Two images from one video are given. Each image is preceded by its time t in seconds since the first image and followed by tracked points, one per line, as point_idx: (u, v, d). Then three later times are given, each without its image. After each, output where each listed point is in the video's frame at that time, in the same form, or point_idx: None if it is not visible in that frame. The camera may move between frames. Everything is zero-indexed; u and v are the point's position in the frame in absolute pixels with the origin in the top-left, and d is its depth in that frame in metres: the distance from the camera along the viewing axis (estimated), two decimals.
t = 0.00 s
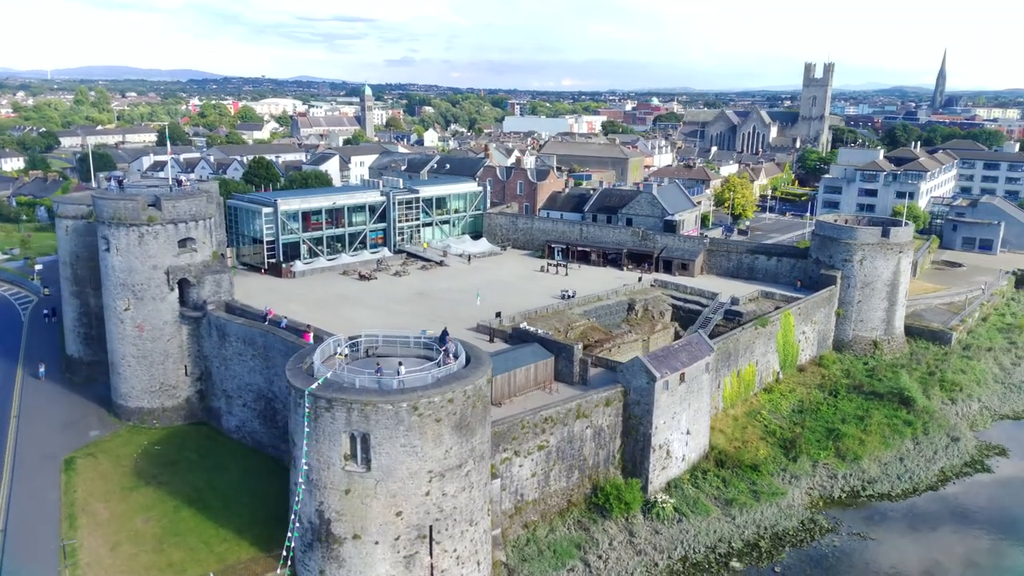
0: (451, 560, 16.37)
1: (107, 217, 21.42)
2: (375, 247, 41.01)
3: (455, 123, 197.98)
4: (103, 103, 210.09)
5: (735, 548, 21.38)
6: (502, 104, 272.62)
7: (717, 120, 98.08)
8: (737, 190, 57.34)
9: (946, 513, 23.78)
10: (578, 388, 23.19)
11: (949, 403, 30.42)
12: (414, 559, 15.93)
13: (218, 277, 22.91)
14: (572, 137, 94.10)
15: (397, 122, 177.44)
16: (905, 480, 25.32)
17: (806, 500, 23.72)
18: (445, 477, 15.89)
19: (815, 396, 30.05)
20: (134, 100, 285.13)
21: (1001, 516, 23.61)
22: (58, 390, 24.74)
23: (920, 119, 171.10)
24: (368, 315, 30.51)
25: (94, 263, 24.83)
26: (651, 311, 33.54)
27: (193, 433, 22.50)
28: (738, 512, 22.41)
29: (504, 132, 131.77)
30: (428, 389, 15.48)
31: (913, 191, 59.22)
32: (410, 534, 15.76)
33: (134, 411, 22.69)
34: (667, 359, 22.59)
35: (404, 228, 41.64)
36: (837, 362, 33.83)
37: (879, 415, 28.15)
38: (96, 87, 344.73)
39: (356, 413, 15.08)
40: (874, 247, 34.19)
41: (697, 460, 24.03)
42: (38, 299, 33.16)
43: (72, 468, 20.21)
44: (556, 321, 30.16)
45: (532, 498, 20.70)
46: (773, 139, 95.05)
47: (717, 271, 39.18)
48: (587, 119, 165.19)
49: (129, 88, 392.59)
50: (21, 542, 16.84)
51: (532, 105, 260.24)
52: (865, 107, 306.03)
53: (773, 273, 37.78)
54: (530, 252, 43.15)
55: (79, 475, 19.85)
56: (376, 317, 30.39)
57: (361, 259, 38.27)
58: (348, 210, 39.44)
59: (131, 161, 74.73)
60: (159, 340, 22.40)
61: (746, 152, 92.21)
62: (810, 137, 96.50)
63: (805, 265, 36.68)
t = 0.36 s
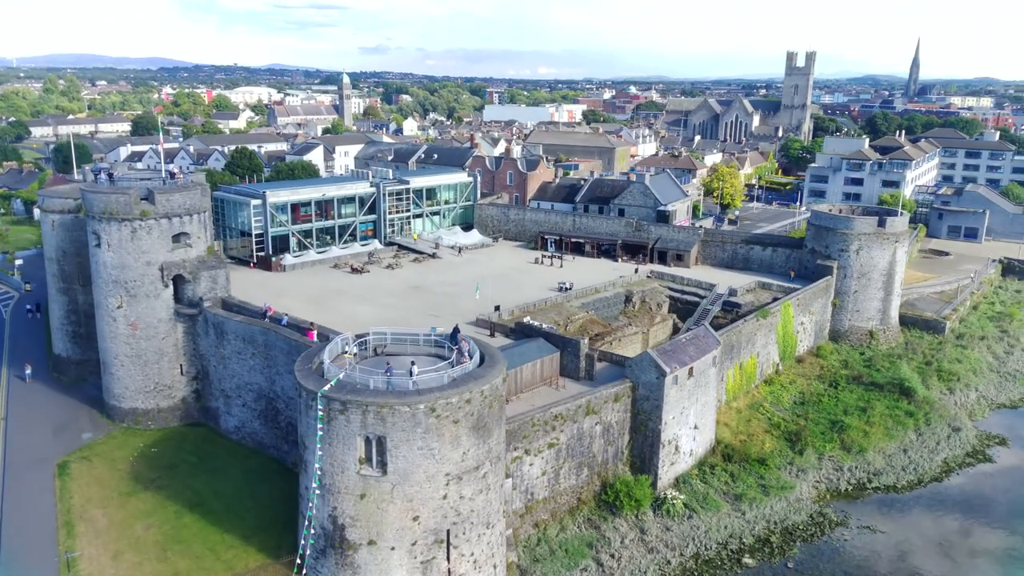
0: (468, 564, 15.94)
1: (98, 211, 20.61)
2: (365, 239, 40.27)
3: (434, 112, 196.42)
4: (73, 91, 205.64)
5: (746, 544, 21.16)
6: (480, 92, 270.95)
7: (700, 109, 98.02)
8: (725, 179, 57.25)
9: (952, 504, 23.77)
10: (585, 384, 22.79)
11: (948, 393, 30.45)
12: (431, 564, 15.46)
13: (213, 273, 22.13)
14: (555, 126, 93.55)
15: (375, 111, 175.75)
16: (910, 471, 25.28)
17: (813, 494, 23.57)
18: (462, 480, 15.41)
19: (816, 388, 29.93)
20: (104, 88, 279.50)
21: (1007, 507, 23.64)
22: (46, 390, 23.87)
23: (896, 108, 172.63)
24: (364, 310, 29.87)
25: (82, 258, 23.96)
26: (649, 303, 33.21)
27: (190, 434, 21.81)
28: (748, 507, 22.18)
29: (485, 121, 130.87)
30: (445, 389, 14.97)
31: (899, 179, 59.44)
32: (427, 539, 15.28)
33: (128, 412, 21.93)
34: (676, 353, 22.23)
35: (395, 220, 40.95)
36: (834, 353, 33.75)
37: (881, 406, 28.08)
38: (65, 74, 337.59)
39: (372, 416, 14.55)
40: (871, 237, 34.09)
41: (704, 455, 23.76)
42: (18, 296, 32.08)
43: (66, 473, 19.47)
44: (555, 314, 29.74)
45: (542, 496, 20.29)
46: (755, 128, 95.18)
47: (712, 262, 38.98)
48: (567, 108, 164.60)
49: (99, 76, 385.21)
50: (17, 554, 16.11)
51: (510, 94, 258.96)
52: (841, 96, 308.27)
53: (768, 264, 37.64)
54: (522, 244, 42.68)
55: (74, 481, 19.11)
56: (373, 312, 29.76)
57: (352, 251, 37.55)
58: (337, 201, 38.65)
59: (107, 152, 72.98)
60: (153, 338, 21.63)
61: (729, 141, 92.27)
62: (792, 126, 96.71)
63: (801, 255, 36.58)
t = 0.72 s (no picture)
0: (489, 570, 15.55)
1: (95, 207, 19.90)
2: (360, 233, 39.63)
3: (419, 102, 194.95)
4: (51, 82, 202.20)
5: (762, 542, 20.92)
6: (464, 83, 269.40)
7: (689, 99, 97.81)
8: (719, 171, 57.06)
9: (964, 498, 23.68)
10: (596, 381, 22.40)
11: (952, 386, 30.38)
12: (452, 571, 15.05)
13: (215, 271, 21.46)
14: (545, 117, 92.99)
15: (360, 102, 174.22)
16: (920, 466, 25.16)
17: (825, 490, 23.38)
18: (484, 484, 14.98)
19: (821, 382, 29.74)
20: (82, 78, 275.12)
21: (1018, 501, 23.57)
22: (40, 391, 23.17)
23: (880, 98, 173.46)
24: (365, 306, 29.30)
25: (77, 256, 23.26)
26: (651, 297, 32.90)
27: (192, 436, 21.22)
28: (762, 505, 21.93)
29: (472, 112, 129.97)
30: (467, 392, 14.52)
31: (891, 170, 59.48)
32: (448, 545, 14.87)
33: (128, 414, 21.31)
34: (689, 349, 21.87)
35: (391, 214, 40.36)
36: (836, 346, 33.60)
37: (887, 400, 27.95)
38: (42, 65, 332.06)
39: (393, 420, 14.08)
40: (873, 229, 33.93)
41: (716, 452, 23.48)
42: (7, 293, 31.22)
43: (67, 479, 18.84)
44: (559, 309, 29.34)
45: (556, 497, 19.92)
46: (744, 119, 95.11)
47: (711, 255, 38.73)
48: (554, 99, 163.88)
49: (76, 67, 379.41)
50: (20, 564, 15.51)
51: (494, 84, 257.66)
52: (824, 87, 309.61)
53: (768, 256, 37.44)
54: (520, 237, 42.24)
55: (75, 487, 18.48)
56: (374, 308, 29.20)
57: (348, 246, 36.95)
58: (333, 194, 37.95)
59: (91, 144, 71.64)
60: (154, 339, 20.99)
61: (719, 132, 92.19)
62: (781, 117, 96.73)
63: (801, 248, 36.42)
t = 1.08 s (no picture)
0: None
1: (97, 204, 19.21)
2: (358, 226, 38.95)
3: (405, 92, 193.55)
4: (29, 71, 198.67)
5: (782, 541, 20.67)
6: (450, 73, 267.63)
7: (679, 90, 97.46)
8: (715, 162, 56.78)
9: (980, 493, 23.53)
10: (612, 378, 21.97)
11: (960, 379, 30.27)
12: None
13: (221, 268, 20.78)
14: (536, 107, 92.35)
15: (345, 92, 172.46)
16: (933, 460, 25.01)
17: (842, 486, 23.17)
18: (512, 489, 14.53)
19: (830, 375, 29.53)
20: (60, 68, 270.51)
21: None
22: (38, 393, 22.46)
23: (866, 88, 174.01)
24: (369, 303, 28.71)
25: (75, 253, 22.53)
26: (657, 291, 32.52)
27: (200, 438, 20.62)
28: (781, 502, 21.67)
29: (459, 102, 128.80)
30: (495, 395, 14.03)
31: (886, 161, 59.42)
32: (476, 552, 14.42)
33: (132, 416, 20.67)
34: (707, 346, 21.49)
35: (388, 207, 39.71)
36: (842, 339, 33.40)
37: (898, 394, 27.79)
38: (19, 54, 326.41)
39: (420, 424, 13.59)
40: (878, 221, 33.72)
41: (731, 449, 23.18)
42: None
43: (71, 485, 18.21)
44: (566, 304, 28.90)
45: (576, 498, 19.52)
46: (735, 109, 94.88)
47: (714, 247, 38.45)
48: (542, 88, 162.86)
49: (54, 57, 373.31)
50: None
51: (480, 74, 256.04)
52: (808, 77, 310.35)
53: (772, 248, 37.20)
54: (519, 230, 41.74)
55: (81, 494, 17.85)
56: (378, 304, 28.60)
57: (346, 241, 36.31)
58: (330, 187, 37.18)
59: (75, 136, 70.26)
60: (158, 339, 20.34)
61: (710, 122, 91.95)
62: (772, 107, 96.58)
63: (805, 240, 36.20)
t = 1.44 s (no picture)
0: None
1: (100, 200, 18.60)
2: (357, 220, 38.34)
3: (392, 83, 192.28)
4: (10, 63, 195.62)
5: (801, 539, 20.43)
6: (437, 64, 265.96)
7: (671, 81, 97.15)
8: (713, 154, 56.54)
9: (996, 487, 23.37)
10: (628, 376, 21.59)
11: (968, 372, 30.14)
12: None
13: (228, 266, 20.20)
14: (528, 99, 91.76)
15: (332, 84, 171.03)
16: (947, 455, 24.84)
17: (858, 482, 22.95)
18: (541, 493, 14.13)
19: (839, 369, 29.30)
20: (41, 59, 266.72)
21: None
22: (38, 395, 21.84)
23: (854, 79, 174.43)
24: (374, 299, 28.18)
25: (75, 251, 21.89)
26: (663, 285, 32.18)
27: (208, 440, 20.10)
28: (799, 500, 21.42)
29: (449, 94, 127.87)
30: (524, 397, 13.59)
31: (882, 152, 59.35)
32: (504, 559, 14.03)
33: (137, 418, 20.10)
34: (724, 342, 21.15)
35: (388, 200, 39.12)
36: (849, 332, 33.20)
37: (909, 388, 27.61)
38: None
39: (448, 428, 13.14)
40: (884, 213, 33.50)
41: (747, 446, 22.89)
42: None
43: (78, 491, 17.66)
44: (574, 300, 28.51)
45: (595, 498, 19.16)
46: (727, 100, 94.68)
47: (717, 240, 38.22)
48: (531, 79, 162.04)
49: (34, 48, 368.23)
50: None
51: (467, 65, 254.60)
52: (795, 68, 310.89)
53: (775, 241, 37.02)
54: (520, 223, 41.30)
55: (89, 500, 17.30)
56: (383, 300, 28.09)
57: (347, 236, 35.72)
58: (328, 180, 36.50)
59: (62, 129, 69.09)
60: (164, 339, 19.76)
61: (703, 113, 91.72)
62: (764, 98, 96.47)
63: (810, 232, 36.02)
